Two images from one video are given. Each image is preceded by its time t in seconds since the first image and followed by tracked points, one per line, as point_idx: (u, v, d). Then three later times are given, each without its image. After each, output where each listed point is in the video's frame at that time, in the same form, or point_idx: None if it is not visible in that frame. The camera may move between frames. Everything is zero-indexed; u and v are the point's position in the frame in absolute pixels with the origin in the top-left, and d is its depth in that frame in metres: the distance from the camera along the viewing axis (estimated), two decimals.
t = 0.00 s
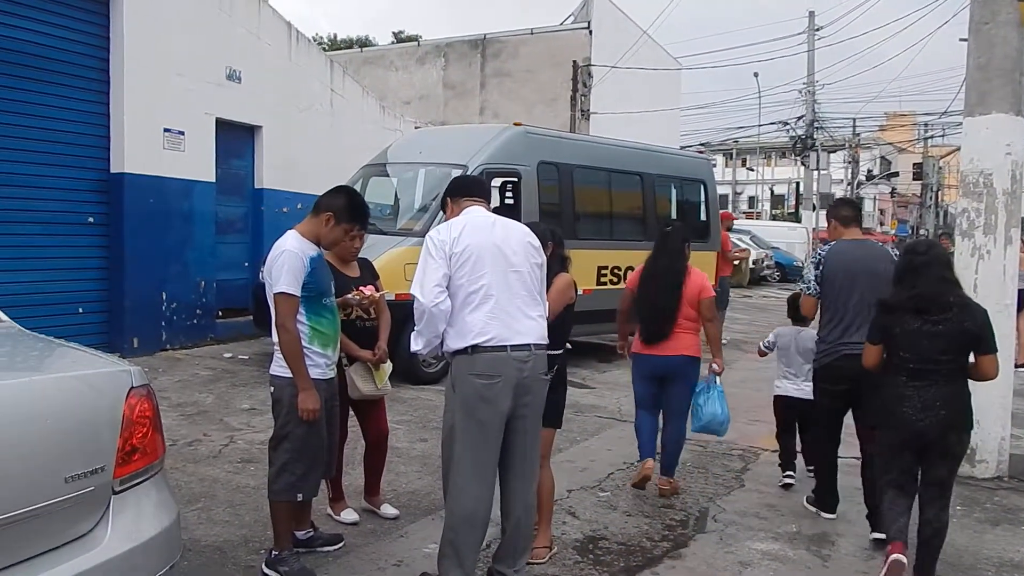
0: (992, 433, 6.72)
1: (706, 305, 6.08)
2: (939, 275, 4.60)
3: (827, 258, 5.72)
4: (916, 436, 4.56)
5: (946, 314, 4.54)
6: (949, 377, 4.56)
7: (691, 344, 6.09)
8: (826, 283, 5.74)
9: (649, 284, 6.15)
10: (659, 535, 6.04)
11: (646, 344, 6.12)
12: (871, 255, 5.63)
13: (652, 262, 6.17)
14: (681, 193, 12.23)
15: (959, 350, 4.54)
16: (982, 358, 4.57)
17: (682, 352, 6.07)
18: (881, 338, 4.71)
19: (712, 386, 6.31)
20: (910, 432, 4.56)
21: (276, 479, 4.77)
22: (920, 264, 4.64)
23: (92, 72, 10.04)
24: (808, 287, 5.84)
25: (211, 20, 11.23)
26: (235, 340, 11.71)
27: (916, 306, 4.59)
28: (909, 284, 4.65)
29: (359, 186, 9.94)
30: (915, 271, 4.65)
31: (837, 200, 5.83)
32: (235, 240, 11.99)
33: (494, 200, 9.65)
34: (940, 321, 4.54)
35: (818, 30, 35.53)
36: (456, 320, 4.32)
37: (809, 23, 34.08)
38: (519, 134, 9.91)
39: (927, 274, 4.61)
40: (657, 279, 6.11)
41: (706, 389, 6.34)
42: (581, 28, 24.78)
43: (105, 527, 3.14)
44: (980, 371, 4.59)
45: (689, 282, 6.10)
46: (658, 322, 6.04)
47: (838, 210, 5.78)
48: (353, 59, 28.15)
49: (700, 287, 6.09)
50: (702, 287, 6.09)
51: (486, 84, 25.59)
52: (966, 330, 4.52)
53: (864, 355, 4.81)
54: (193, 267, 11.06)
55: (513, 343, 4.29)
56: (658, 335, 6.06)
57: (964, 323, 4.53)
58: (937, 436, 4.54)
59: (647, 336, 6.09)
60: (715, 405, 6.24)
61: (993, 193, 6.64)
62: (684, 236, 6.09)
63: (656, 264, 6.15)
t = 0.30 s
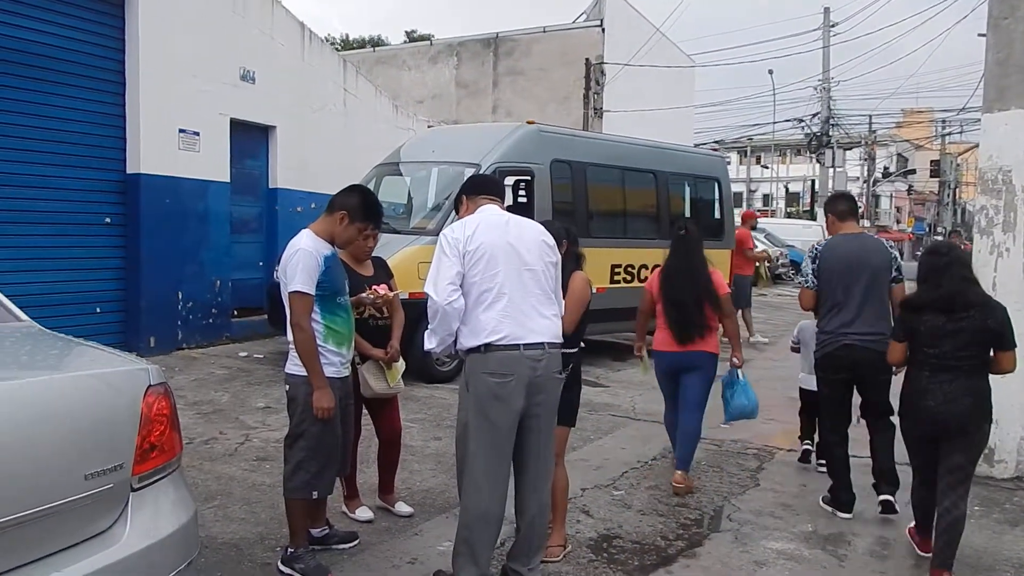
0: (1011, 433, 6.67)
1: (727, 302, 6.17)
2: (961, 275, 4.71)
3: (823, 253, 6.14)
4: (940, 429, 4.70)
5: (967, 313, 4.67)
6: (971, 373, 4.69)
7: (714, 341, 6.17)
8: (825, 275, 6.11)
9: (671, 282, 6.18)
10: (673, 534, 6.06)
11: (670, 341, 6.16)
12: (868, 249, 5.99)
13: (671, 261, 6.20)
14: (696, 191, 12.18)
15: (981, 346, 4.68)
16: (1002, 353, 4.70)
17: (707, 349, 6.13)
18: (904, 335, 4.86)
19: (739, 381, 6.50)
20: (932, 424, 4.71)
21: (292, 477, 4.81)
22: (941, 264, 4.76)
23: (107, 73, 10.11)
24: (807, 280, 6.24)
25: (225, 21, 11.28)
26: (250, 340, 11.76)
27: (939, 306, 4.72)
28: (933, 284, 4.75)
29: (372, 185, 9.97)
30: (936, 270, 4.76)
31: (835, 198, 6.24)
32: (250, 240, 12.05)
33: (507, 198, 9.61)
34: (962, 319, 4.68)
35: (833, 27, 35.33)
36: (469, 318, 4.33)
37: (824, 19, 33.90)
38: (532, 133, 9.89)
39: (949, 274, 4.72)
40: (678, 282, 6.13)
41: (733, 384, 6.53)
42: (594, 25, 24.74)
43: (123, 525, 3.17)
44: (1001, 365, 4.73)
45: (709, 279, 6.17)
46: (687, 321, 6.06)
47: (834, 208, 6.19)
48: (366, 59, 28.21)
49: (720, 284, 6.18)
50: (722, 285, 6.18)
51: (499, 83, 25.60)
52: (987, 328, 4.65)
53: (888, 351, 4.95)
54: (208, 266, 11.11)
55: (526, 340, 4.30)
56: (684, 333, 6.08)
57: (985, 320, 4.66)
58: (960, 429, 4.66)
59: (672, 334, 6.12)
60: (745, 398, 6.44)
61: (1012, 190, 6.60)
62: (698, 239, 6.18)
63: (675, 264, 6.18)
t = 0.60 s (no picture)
0: None
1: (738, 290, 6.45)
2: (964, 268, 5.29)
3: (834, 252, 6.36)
4: (953, 408, 5.27)
5: (972, 301, 5.27)
6: (978, 355, 5.27)
7: (727, 329, 6.48)
8: (833, 273, 6.36)
9: (682, 278, 6.52)
10: (688, 531, 6.05)
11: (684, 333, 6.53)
12: (875, 248, 6.26)
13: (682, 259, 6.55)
14: (711, 189, 12.11)
15: (985, 331, 5.27)
16: (1005, 334, 5.28)
17: (720, 336, 6.45)
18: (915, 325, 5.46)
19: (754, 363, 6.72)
20: (946, 405, 5.28)
21: (307, 475, 4.81)
22: (945, 259, 5.32)
23: (123, 72, 10.17)
24: (816, 278, 6.46)
25: (241, 20, 11.32)
26: (265, 338, 11.81)
27: (945, 297, 5.31)
28: (938, 278, 5.32)
29: (388, 184, 9.97)
30: (940, 266, 5.33)
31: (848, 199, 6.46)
32: (265, 238, 12.08)
33: (522, 196, 9.56)
34: (967, 308, 5.27)
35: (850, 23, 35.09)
36: (484, 317, 4.33)
37: (840, 15, 33.67)
38: (547, 131, 9.83)
39: (952, 268, 5.28)
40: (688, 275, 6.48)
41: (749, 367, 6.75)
42: (609, 23, 24.67)
43: (140, 522, 3.18)
44: (1004, 345, 5.34)
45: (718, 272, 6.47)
46: (693, 313, 6.44)
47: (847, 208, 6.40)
48: (381, 57, 28.25)
49: (729, 275, 6.47)
50: (731, 275, 6.47)
51: (514, 80, 25.58)
52: (990, 314, 5.26)
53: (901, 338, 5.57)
54: (224, 265, 11.16)
55: (540, 339, 4.30)
56: (696, 324, 6.44)
57: (986, 307, 5.26)
58: (972, 408, 5.25)
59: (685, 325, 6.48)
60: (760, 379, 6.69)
61: None
62: (709, 232, 6.47)
63: (685, 261, 6.53)
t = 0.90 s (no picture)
0: None
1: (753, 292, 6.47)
2: (972, 267, 5.35)
3: (849, 248, 6.58)
4: (958, 402, 5.36)
5: (978, 299, 5.34)
6: (983, 352, 5.35)
7: (739, 329, 6.52)
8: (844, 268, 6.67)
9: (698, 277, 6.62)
10: (698, 530, 6.04)
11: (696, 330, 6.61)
12: (885, 244, 6.52)
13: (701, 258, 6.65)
14: (720, 188, 12.04)
15: (991, 328, 5.35)
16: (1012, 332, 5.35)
17: (730, 336, 6.51)
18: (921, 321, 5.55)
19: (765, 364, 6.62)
20: (950, 399, 5.37)
21: (316, 474, 4.83)
22: (954, 258, 5.38)
23: (133, 72, 10.20)
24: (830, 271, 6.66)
25: (250, 20, 11.34)
26: (274, 336, 11.84)
27: (952, 294, 5.39)
28: (947, 275, 5.40)
29: (396, 183, 9.98)
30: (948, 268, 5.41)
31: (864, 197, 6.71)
32: (274, 237, 12.10)
33: (531, 196, 9.52)
34: (974, 306, 5.34)
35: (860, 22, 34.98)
36: (492, 316, 4.35)
37: (850, 14, 33.57)
38: (556, 130, 9.79)
39: (961, 266, 5.36)
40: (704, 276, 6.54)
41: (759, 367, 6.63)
42: (618, 22, 24.65)
43: (149, 521, 3.20)
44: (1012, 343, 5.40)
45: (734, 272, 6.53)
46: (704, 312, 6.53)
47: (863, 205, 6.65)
48: (389, 56, 28.26)
49: (746, 276, 6.49)
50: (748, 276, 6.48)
51: (523, 80, 25.58)
52: (997, 312, 5.33)
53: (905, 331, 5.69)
54: (234, 264, 11.19)
55: (548, 338, 4.30)
56: (707, 322, 6.53)
57: (993, 306, 5.34)
58: (976, 403, 5.34)
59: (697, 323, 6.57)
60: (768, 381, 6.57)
61: None
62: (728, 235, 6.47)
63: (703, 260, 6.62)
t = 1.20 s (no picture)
0: None
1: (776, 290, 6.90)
2: (986, 267, 5.53)
3: (851, 247, 6.94)
4: (964, 394, 5.54)
5: (989, 298, 5.52)
6: (992, 349, 5.52)
7: (762, 325, 6.92)
8: (847, 267, 7.00)
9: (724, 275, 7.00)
10: (704, 530, 6.04)
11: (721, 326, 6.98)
12: (889, 244, 6.85)
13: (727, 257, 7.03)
14: (726, 187, 11.95)
15: (999, 326, 5.51)
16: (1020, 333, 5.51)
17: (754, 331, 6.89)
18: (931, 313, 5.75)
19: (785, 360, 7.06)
20: (957, 391, 5.55)
21: (323, 472, 4.87)
22: (970, 255, 5.58)
23: (139, 72, 10.22)
24: (833, 271, 7.03)
25: (255, 19, 11.34)
26: (280, 335, 11.85)
27: (964, 291, 5.58)
28: (961, 272, 5.60)
29: (403, 183, 9.98)
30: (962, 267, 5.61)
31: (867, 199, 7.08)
32: (280, 237, 12.10)
33: (537, 195, 9.49)
34: (984, 304, 5.53)
35: (866, 21, 34.85)
36: (497, 316, 4.42)
37: (856, 12, 33.43)
38: (562, 129, 9.77)
39: (975, 264, 5.54)
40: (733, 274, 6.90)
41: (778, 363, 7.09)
42: (624, 21, 24.59)
43: (156, 522, 3.21)
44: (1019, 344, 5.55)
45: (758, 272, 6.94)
46: (730, 308, 6.90)
47: (865, 206, 7.01)
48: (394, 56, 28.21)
49: (771, 275, 6.89)
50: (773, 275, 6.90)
51: (529, 79, 25.50)
52: (1007, 312, 5.49)
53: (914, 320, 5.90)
54: (240, 264, 11.20)
55: (553, 338, 4.37)
56: (733, 318, 6.90)
57: (1003, 306, 5.50)
58: (980, 396, 5.51)
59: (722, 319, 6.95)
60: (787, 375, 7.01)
61: None
62: (755, 236, 6.87)
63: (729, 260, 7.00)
